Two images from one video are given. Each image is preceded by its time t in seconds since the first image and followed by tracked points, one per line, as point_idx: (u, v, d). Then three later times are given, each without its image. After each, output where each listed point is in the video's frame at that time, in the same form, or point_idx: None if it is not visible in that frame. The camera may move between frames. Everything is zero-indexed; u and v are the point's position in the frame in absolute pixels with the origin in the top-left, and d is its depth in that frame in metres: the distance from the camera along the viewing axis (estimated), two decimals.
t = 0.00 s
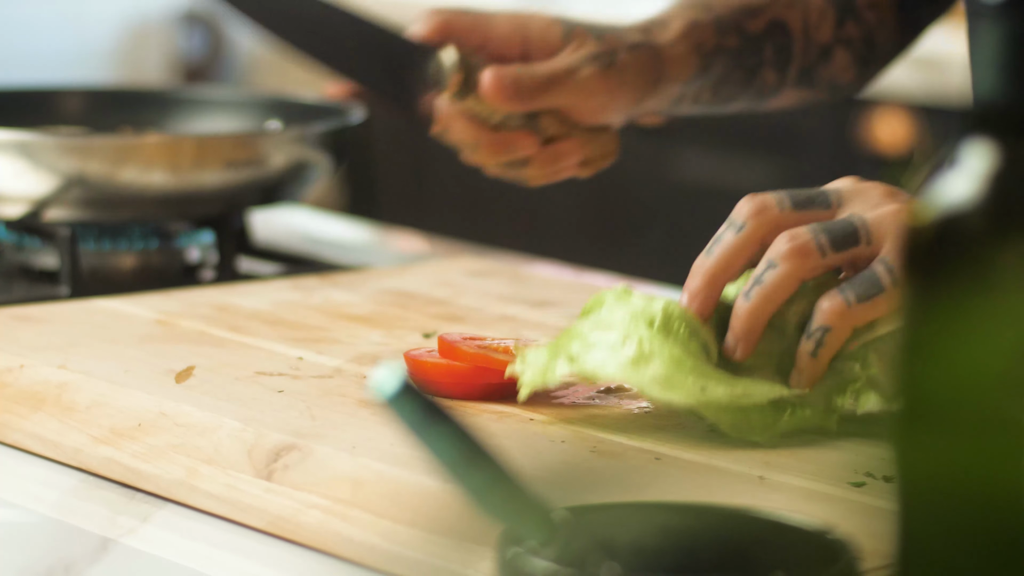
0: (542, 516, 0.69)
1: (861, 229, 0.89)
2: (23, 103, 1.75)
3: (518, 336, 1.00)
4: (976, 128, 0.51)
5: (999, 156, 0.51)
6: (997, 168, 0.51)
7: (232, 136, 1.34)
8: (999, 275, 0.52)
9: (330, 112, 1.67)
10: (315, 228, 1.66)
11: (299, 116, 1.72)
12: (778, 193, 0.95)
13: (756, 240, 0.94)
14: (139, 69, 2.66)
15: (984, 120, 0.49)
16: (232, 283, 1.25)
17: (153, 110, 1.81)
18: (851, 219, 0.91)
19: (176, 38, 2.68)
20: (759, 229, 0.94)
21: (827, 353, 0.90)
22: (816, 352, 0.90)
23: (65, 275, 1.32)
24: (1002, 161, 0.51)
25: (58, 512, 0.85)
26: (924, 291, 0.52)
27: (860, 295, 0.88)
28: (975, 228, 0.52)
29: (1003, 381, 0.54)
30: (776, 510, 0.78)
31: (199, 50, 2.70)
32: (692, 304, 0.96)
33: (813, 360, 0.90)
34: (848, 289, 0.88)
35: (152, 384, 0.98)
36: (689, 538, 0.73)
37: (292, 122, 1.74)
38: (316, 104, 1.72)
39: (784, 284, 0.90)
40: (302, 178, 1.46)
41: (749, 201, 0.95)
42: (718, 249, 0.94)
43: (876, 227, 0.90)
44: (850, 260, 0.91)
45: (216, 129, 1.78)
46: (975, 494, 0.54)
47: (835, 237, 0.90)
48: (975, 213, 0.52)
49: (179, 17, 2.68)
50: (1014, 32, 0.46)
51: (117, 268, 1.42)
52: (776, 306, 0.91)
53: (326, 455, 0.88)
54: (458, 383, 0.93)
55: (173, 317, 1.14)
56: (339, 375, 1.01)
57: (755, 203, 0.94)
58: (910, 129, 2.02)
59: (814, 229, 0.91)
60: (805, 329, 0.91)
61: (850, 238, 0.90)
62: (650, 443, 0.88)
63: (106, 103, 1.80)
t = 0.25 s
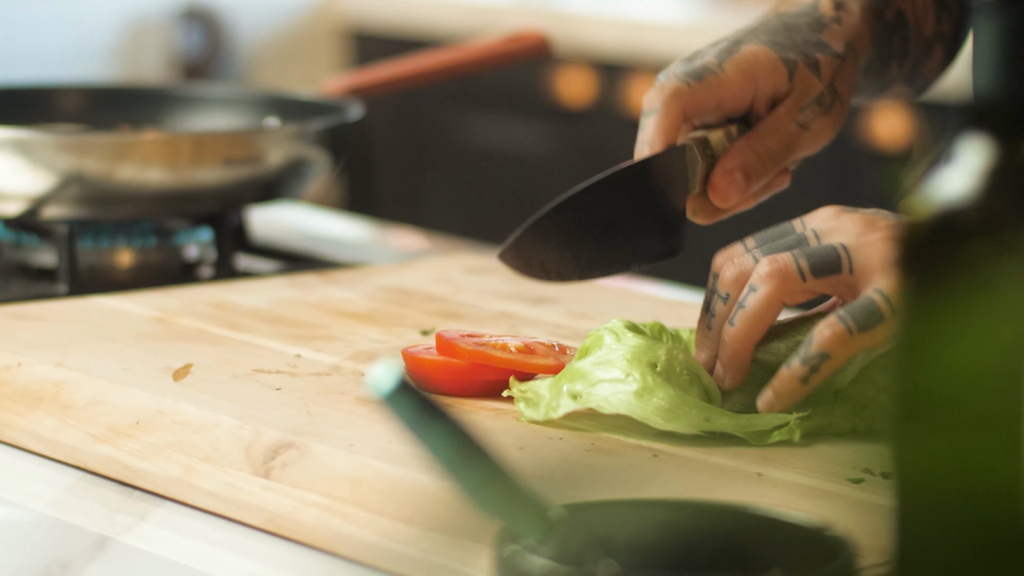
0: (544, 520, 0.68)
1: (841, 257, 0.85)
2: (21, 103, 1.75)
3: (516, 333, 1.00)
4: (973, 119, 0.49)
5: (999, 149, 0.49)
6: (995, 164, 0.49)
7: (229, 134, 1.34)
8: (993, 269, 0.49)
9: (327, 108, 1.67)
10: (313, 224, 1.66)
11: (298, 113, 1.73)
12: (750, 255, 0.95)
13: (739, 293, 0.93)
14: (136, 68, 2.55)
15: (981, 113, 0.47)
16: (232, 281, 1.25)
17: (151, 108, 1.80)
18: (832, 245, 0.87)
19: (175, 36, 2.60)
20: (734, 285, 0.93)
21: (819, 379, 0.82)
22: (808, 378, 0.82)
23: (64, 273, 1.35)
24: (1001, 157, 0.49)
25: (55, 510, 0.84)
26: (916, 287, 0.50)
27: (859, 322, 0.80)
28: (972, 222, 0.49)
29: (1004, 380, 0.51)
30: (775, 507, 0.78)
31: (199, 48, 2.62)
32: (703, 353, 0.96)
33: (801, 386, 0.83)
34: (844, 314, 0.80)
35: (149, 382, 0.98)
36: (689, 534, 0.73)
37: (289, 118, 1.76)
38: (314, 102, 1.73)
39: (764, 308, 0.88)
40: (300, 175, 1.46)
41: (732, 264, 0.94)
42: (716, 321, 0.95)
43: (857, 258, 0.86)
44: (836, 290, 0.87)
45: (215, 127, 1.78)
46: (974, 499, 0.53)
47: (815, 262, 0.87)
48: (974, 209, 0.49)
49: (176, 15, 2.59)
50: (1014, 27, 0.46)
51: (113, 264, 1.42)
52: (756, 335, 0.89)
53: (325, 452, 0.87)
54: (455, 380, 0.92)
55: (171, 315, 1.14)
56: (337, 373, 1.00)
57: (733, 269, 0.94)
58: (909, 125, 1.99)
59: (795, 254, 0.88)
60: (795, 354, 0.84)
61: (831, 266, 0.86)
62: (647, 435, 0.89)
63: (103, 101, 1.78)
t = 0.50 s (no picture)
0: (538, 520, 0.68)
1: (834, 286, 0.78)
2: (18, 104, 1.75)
3: (514, 334, 0.99)
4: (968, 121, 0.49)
5: (996, 151, 0.49)
6: (992, 166, 0.49)
7: (228, 135, 1.33)
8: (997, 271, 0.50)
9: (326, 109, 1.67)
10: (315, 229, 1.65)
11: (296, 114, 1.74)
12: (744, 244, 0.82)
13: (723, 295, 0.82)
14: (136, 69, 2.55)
15: (979, 116, 0.47)
16: (231, 283, 1.24)
17: (149, 108, 1.81)
18: (825, 270, 0.79)
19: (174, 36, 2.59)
20: (720, 284, 0.81)
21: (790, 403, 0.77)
22: (780, 400, 0.77)
23: (62, 274, 1.34)
24: (998, 158, 0.49)
25: (52, 512, 0.84)
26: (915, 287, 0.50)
27: (842, 355, 0.76)
28: (969, 224, 0.50)
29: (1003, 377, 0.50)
30: (773, 509, 0.79)
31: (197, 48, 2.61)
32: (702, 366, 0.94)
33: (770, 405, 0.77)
34: (830, 343, 0.77)
35: (146, 384, 0.98)
36: (688, 534, 0.72)
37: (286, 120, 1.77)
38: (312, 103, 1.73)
39: (744, 326, 0.79)
40: (299, 177, 1.46)
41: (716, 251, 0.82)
42: (689, 305, 0.83)
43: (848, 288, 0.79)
44: (819, 317, 0.79)
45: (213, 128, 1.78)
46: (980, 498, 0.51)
47: (771, 257, 0.82)
48: (970, 210, 0.50)
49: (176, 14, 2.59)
50: (1005, 30, 0.46)
51: (112, 266, 1.43)
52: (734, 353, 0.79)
53: (321, 455, 0.87)
54: (455, 382, 0.91)
55: (168, 317, 1.14)
56: (335, 375, 1.00)
57: (720, 255, 0.82)
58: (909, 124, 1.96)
59: (789, 275, 0.78)
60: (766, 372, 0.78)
61: (821, 293, 0.78)
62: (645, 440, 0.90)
63: (101, 101, 1.78)
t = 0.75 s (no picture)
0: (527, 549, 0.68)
1: (795, 344, 0.85)
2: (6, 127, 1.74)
3: (502, 360, 0.99)
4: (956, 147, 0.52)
5: (982, 176, 0.51)
6: (978, 191, 0.51)
7: (216, 160, 1.34)
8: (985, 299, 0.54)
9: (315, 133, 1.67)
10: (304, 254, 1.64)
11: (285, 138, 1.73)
12: (708, 318, 0.90)
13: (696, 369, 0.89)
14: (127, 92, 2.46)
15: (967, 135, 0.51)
16: (221, 307, 1.24)
17: (139, 133, 1.81)
18: (786, 328, 0.86)
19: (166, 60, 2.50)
20: (691, 357, 0.89)
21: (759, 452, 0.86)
22: (748, 450, 0.86)
23: (50, 300, 1.34)
24: (983, 184, 0.51)
25: (40, 538, 0.84)
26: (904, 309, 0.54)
27: (807, 410, 0.83)
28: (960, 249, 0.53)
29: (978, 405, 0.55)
30: (761, 534, 0.79)
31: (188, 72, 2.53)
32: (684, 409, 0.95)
33: (740, 453, 0.87)
34: (795, 397, 0.84)
35: (134, 409, 0.98)
36: (675, 560, 0.72)
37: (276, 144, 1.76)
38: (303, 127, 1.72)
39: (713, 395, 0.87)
40: (287, 203, 1.47)
41: (684, 327, 0.90)
42: (667, 382, 0.91)
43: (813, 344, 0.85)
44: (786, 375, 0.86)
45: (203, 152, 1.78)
46: (960, 527, 0.55)
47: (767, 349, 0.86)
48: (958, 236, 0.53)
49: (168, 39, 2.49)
50: (995, 58, 0.46)
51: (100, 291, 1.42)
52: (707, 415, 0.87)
53: (309, 480, 0.87)
54: (441, 408, 0.91)
55: (156, 342, 1.14)
56: (323, 401, 1.00)
57: (687, 334, 0.90)
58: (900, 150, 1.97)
59: (747, 339, 0.86)
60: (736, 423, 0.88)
61: (783, 354, 0.85)
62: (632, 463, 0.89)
63: (89, 126, 1.78)
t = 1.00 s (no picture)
0: (506, 567, 0.67)
1: (758, 344, 0.86)
2: None
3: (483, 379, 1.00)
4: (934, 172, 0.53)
5: (959, 198, 0.53)
6: (954, 213, 0.53)
7: (199, 178, 1.34)
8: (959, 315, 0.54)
9: (297, 152, 1.67)
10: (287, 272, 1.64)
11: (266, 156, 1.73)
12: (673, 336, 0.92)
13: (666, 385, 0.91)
14: (111, 111, 2.48)
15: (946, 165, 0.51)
16: (202, 326, 1.24)
17: (122, 151, 1.81)
18: (749, 331, 0.87)
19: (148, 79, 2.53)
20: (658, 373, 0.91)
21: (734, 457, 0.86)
22: (722, 458, 0.87)
23: (31, 317, 1.36)
24: (960, 208, 0.53)
25: (20, 557, 0.84)
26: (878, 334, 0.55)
27: (774, 406, 0.83)
28: (934, 269, 0.54)
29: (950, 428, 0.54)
30: (740, 552, 0.79)
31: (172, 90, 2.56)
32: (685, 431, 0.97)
33: (716, 462, 0.87)
34: (761, 396, 0.84)
35: (115, 427, 0.98)
36: None
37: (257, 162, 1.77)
38: (284, 145, 1.72)
39: (684, 402, 0.88)
40: (270, 220, 1.45)
41: (655, 345, 0.92)
42: (642, 405, 0.93)
43: (776, 344, 0.86)
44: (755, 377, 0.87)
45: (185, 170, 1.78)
46: (945, 547, 0.55)
47: (731, 351, 0.87)
48: (933, 256, 0.54)
49: (151, 56, 2.53)
50: (973, 76, 0.46)
51: (82, 309, 1.43)
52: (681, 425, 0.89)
53: (289, 499, 0.87)
54: (420, 427, 0.91)
55: (138, 360, 1.14)
56: (304, 419, 1.00)
57: (654, 351, 0.92)
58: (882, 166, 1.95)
59: (712, 344, 0.87)
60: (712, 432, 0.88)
61: (748, 356, 0.86)
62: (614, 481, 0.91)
63: (73, 144, 1.79)
